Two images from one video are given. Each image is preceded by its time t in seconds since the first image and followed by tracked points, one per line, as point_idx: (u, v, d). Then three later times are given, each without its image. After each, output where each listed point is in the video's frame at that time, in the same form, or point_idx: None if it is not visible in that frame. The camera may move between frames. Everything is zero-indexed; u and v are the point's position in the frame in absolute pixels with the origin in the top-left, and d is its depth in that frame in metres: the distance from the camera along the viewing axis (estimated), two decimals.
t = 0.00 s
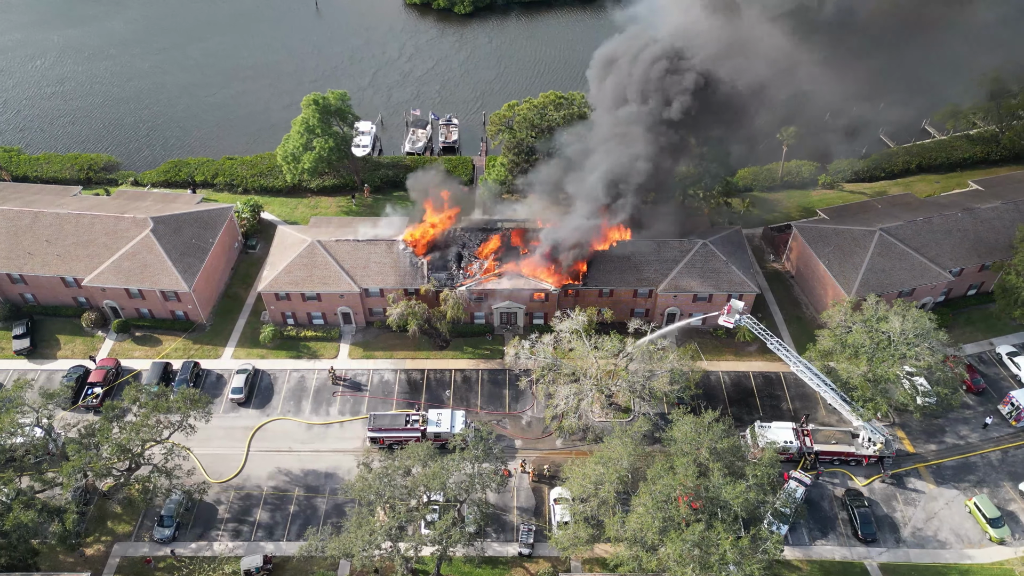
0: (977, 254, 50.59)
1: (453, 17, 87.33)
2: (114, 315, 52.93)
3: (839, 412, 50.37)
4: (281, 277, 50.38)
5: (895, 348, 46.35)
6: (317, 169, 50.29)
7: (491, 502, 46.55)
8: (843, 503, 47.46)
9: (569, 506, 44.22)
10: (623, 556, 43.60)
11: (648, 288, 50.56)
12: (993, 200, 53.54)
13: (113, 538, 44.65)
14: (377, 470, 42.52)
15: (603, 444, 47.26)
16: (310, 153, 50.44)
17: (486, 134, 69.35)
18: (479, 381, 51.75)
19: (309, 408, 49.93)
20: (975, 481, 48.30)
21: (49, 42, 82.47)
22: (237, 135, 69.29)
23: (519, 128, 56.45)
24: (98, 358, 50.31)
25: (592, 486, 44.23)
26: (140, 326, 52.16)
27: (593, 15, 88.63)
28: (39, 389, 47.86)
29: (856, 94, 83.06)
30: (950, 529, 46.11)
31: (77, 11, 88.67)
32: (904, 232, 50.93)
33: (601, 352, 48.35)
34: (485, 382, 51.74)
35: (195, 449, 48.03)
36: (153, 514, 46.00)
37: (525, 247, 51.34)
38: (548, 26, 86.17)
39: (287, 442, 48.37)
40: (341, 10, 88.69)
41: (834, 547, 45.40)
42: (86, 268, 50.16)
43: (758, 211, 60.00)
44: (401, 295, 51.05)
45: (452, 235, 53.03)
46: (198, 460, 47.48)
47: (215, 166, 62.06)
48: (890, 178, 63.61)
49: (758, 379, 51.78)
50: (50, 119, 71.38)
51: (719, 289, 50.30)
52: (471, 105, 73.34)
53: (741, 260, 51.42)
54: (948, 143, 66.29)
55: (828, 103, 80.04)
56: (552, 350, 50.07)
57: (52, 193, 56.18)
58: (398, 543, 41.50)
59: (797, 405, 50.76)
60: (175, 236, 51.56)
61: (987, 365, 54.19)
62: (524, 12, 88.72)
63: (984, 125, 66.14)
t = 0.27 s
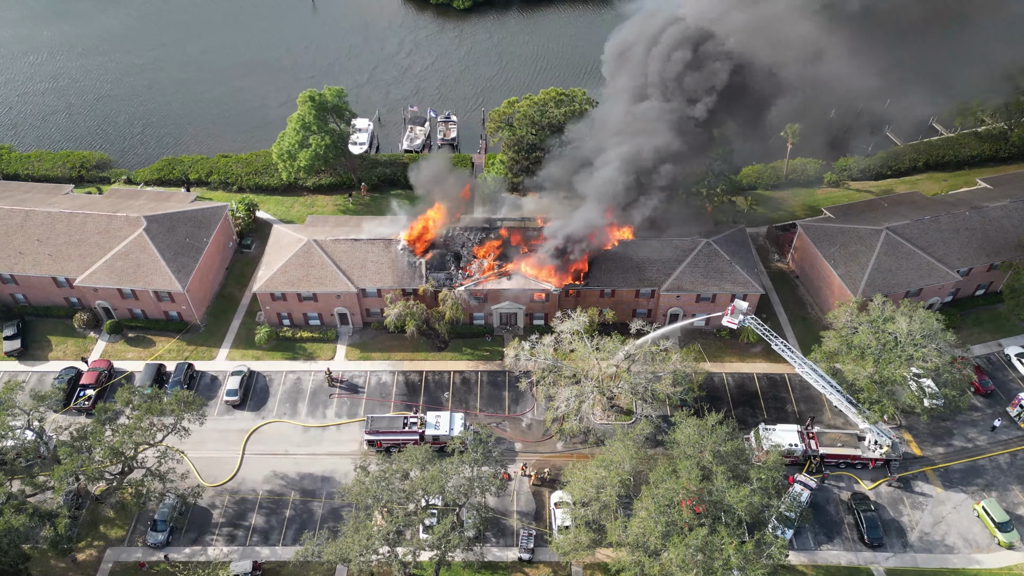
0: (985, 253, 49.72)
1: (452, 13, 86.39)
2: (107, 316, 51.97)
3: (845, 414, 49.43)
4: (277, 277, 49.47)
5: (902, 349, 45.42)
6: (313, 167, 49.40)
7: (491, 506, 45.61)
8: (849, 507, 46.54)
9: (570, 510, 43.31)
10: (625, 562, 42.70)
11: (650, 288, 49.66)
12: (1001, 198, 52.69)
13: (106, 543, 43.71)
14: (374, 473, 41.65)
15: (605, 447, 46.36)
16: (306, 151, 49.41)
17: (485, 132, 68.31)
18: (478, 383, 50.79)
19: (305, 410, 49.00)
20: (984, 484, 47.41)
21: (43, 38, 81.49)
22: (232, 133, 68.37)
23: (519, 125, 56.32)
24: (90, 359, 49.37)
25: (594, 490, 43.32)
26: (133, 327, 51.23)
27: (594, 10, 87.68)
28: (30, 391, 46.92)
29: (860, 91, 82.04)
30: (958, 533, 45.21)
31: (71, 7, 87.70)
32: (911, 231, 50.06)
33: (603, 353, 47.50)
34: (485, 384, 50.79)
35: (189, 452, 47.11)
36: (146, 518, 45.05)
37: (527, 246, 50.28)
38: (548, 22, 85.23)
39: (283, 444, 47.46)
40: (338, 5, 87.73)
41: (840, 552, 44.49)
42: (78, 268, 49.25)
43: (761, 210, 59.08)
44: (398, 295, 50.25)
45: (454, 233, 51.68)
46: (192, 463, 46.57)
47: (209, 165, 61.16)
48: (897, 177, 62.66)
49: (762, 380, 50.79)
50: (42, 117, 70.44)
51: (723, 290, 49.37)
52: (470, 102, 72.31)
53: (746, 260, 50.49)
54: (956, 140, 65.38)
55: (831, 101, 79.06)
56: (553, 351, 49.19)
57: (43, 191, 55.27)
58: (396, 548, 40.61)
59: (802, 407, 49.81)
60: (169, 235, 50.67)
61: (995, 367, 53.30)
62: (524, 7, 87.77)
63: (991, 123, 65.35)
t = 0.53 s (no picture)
0: (996, 253, 48.60)
1: (451, 8, 85.30)
2: (97, 317, 50.82)
3: (852, 417, 48.28)
4: (271, 277, 48.35)
5: (910, 350, 44.23)
6: (308, 165, 48.26)
7: (490, 511, 44.44)
8: (857, 512, 45.39)
9: (571, 516, 42.16)
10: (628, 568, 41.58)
11: (653, 288, 48.50)
12: (1012, 197, 51.59)
13: (96, 550, 42.55)
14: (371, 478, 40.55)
15: (606, 451, 45.24)
16: (301, 148, 48.25)
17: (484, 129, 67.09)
18: (477, 385, 49.59)
19: (300, 413, 47.84)
20: (995, 489, 46.28)
21: (37, 35, 80.37)
22: (227, 129, 67.26)
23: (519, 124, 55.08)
24: (80, 361, 48.21)
25: (595, 495, 42.19)
26: (124, 328, 50.05)
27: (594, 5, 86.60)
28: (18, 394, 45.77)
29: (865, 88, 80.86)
30: (969, 539, 44.08)
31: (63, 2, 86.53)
32: (920, 229, 48.94)
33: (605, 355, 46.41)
34: (484, 386, 49.62)
35: (181, 456, 45.96)
36: (137, 524, 43.90)
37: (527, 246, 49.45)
38: (548, 17, 84.13)
39: (277, 448, 46.30)
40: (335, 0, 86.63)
41: (847, 558, 43.36)
42: (68, 268, 48.10)
43: (766, 208, 57.96)
44: (395, 296, 49.03)
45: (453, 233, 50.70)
46: (184, 468, 45.43)
47: (202, 162, 60.02)
48: (907, 174, 61.58)
49: (768, 383, 49.60)
50: (33, 113, 69.33)
51: (728, 290, 48.23)
52: (469, 99, 71.14)
53: (751, 259, 49.34)
54: (966, 137, 64.18)
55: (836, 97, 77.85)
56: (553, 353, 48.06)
57: (33, 189, 54.15)
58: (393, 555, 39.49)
59: (809, 410, 48.63)
60: (161, 234, 49.54)
61: (1006, 369, 52.16)
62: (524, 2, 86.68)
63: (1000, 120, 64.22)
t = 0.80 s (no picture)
0: (1013, 252, 46.93)
1: None
2: (82, 318, 49.09)
3: (864, 422, 46.54)
4: (262, 277, 46.64)
5: (925, 352, 42.52)
6: (301, 160, 46.56)
7: (489, 519, 42.68)
8: (869, 520, 43.66)
9: (573, 525, 40.42)
10: None
11: (658, 288, 46.78)
12: None
13: (79, 560, 40.81)
14: (365, 485, 38.83)
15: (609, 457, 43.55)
16: (293, 143, 46.54)
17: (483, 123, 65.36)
18: (476, 389, 47.84)
19: (292, 418, 46.11)
20: (1012, 497, 44.60)
21: (26, 28, 78.56)
22: (218, 124, 65.60)
23: (518, 114, 53.69)
24: (64, 364, 46.48)
25: (598, 503, 40.51)
26: (110, 330, 48.30)
27: None
28: None
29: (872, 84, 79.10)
30: (985, 548, 42.39)
31: None
32: (934, 227, 47.31)
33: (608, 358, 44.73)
34: (482, 390, 47.87)
35: (169, 462, 44.22)
36: (123, 533, 42.13)
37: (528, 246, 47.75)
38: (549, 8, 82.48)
39: (268, 454, 44.57)
40: None
41: (859, 568, 41.66)
42: (52, 267, 46.38)
43: (774, 205, 56.31)
44: (391, 296, 47.28)
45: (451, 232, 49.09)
46: (172, 475, 43.70)
47: (191, 158, 58.35)
48: (920, 170, 59.97)
49: (777, 386, 47.88)
50: (19, 107, 67.67)
51: (736, 290, 46.54)
52: (467, 94, 69.36)
53: (760, 258, 47.64)
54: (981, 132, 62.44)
55: (843, 92, 76.07)
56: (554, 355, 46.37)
57: (15, 185, 52.47)
58: (387, 565, 37.78)
59: (819, 414, 46.90)
60: (148, 232, 47.85)
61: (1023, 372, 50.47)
62: None
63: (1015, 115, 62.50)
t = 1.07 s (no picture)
0: None
1: None
2: (66, 319, 47.43)
3: (877, 427, 44.83)
4: (252, 277, 45.00)
5: (939, 355, 40.86)
6: (293, 156, 44.96)
7: (487, 528, 40.98)
8: (882, 529, 41.96)
9: (575, 534, 38.75)
10: None
11: (663, 288, 45.14)
12: None
13: (62, 570, 39.17)
14: (359, 492, 37.19)
15: (613, 463, 41.90)
16: (285, 138, 44.89)
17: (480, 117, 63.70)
18: (474, 393, 46.12)
19: (283, 423, 44.43)
20: None
21: (14, 20, 76.78)
22: (208, 119, 63.99)
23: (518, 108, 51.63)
24: (47, 367, 44.79)
25: (601, 511, 38.87)
26: (95, 331, 46.64)
27: None
28: None
29: (881, 78, 77.24)
30: (1002, 558, 40.74)
31: None
32: (949, 225, 45.70)
33: (611, 360, 43.10)
34: (481, 393, 46.16)
35: (156, 469, 42.55)
36: (109, 542, 40.49)
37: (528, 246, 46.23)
38: None
39: (259, 461, 42.90)
40: None
41: None
42: (34, 267, 44.71)
43: (781, 202, 54.67)
44: (386, 297, 45.63)
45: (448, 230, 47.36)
46: (159, 482, 42.04)
47: (179, 153, 56.75)
48: (934, 165, 58.39)
49: (786, 390, 46.16)
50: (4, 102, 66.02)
51: (743, 290, 44.89)
52: (465, 88, 67.58)
53: (769, 257, 45.98)
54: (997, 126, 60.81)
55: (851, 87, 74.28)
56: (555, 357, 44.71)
57: None
58: None
59: (830, 419, 45.18)
60: (134, 231, 46.21)
61: None
62: None
63: None
